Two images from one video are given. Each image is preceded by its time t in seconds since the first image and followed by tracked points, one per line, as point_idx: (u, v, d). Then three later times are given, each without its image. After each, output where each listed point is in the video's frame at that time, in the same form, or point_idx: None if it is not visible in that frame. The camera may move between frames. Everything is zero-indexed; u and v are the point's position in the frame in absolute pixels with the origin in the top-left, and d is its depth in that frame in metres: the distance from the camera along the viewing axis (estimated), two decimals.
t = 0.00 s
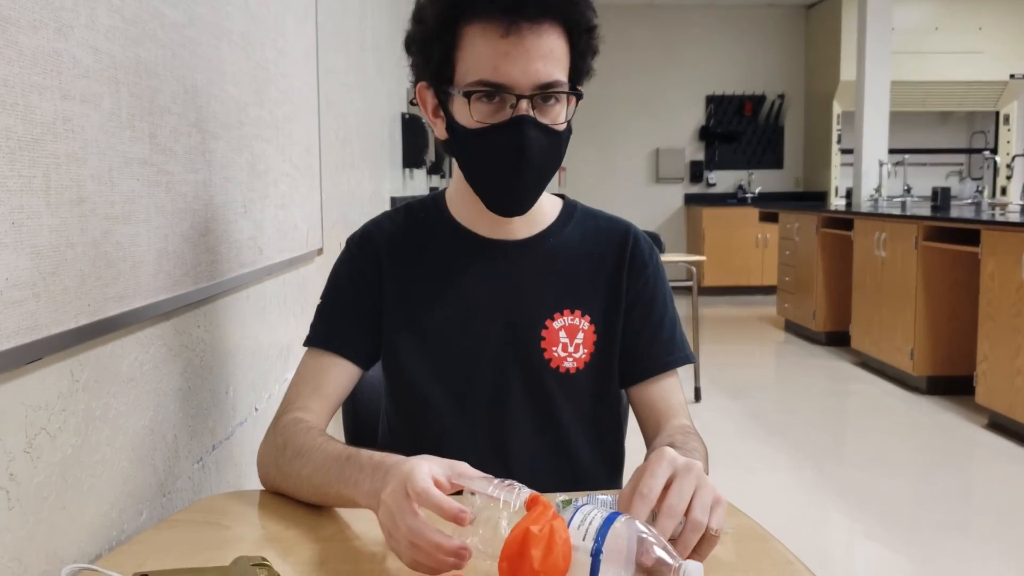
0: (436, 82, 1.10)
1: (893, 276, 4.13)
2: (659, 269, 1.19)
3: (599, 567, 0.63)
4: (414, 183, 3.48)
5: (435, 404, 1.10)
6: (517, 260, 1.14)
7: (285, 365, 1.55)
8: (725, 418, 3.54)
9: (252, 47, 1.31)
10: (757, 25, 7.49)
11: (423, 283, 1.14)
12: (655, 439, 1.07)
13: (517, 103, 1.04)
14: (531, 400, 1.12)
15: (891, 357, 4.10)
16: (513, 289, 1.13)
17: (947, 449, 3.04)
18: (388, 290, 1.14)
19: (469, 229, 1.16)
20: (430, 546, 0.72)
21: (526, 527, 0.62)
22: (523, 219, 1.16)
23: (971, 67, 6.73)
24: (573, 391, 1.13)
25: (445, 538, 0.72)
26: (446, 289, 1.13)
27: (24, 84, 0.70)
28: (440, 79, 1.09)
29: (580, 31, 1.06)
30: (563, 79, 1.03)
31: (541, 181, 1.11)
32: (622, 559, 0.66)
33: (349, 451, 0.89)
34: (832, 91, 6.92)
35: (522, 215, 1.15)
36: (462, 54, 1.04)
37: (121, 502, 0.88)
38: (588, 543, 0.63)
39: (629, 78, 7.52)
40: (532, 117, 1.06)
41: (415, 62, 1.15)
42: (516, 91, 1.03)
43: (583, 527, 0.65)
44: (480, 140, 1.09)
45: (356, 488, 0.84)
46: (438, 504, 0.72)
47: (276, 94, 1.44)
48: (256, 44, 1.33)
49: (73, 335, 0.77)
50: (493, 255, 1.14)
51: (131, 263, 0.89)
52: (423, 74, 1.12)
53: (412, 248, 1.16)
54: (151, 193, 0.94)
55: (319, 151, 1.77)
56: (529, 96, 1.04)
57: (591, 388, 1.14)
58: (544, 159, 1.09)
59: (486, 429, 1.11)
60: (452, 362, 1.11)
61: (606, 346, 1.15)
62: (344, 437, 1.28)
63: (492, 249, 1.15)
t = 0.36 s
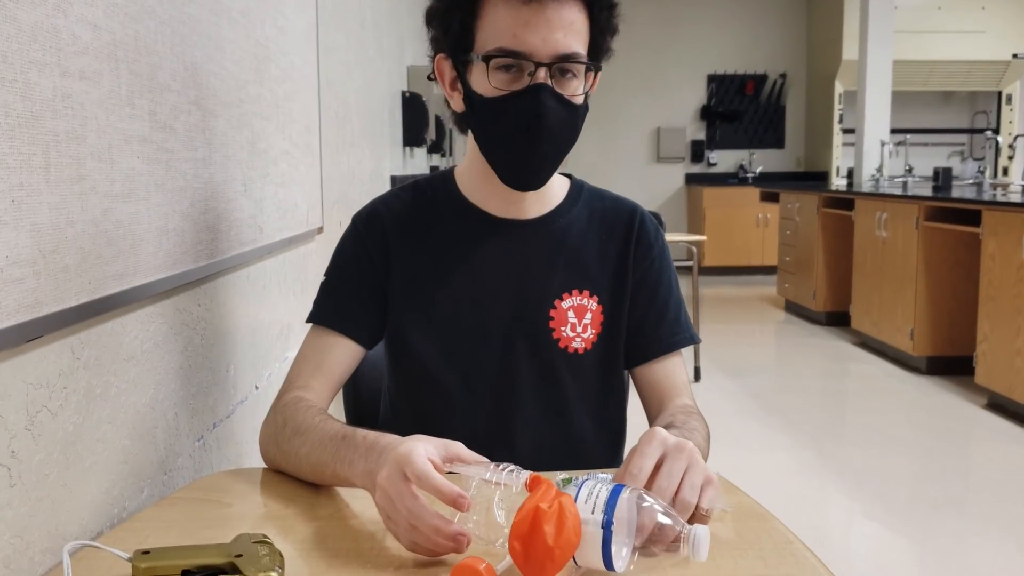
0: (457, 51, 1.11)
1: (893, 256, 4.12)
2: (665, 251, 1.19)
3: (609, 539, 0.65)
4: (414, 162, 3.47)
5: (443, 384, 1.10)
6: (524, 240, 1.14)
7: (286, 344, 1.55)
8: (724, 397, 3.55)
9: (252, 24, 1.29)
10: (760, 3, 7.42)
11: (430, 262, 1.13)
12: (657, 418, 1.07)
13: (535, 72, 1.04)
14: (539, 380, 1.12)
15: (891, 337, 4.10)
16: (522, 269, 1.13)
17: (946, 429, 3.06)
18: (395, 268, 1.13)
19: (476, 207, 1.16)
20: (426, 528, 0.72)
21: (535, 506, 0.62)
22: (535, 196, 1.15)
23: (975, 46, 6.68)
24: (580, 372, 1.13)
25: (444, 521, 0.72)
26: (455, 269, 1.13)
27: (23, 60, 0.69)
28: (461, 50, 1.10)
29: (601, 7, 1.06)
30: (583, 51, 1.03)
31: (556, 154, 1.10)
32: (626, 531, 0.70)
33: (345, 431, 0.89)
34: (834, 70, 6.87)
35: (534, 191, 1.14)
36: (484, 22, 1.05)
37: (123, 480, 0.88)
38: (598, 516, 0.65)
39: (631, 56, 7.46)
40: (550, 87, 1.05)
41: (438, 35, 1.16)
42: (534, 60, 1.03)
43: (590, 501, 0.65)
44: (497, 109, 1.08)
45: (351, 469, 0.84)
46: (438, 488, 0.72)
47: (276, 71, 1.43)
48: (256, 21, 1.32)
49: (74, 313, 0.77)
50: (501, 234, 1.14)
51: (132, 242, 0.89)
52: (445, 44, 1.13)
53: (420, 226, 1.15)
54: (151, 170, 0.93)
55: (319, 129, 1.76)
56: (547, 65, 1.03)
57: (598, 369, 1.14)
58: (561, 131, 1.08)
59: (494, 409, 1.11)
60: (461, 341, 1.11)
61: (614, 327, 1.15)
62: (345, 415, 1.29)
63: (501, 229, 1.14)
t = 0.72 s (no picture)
0: (445, 54, 1.09)
1: (893, 253, 4.12)
2: (666, 246, 1.19)
3: (605, 540, 0.65)
4: (413, 158, 3.47)
5: (447, 379, 1.10)
6: (527, 235, 1.13)
7: (285, 339, 1.55)
8: (724, 393, 3.55)
9: (252, 20, 1.29)
10: None
11: (433, 257, 1.13)
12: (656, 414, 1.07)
13: (522, 79, 1.02)
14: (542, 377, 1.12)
15: (891, 333, 4.10)
16: (525, 264, 1.13)
17: (945, 426, 3.06)
18: (398, 265, 1.13)
19: (476, 204, 1.15)
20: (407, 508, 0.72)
21: (533, 503, 0.62)
22: (534, 193, 1.15)
23: (976, 42, 6.67)
24: (584, 368, 1.13)
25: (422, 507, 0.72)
26: (458, 265, 1.13)
27: (23, 56, 0.69)
28: (452, 53, 1.08)
29: (591, 7, 1.04)
30: (569, 55, 1.01)
31: (549, 157, 1.11)
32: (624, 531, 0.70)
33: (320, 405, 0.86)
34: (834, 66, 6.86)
35: (533, 190, 1.14)
36: (470, 27, 1.03)
37: (122, 476, 0.88)
38: (595, 518, 0.64)
39: (630, 51, 7.45)
40: (537, 93, 1.04)
41: (429, 36, 1.14)
42: (521, 66, 1.01)
43: (589, 501, 0.65)
44: (485, 114, 1.07)
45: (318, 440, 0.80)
46: (418, 473, 0.69)
47: (276, 67, 1.43)
48: (256, 16, 1.32)
49: (74, 309, 0.77)
50: (504, 229, 1.14)
51: (131, 238, 0.88)
52: (435, 47, 1.11)
53: (422, 223, 1.15)
54: (151, 166, 0.93)
55: (318, 125, 1.76)
56: (534, 71, 1.02)
57: (601, 364, 1.14)
58: (549, 136, 1.08)
59: (497, 405, 1.11)
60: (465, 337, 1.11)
61: (616, 322, 1.15)
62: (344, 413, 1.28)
63: (502, 224, 1.14)
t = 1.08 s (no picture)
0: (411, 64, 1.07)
1: (893, 250, 4.12)
2: (664, 241, 1.18)
3: (604, 536, 0.65)
4: (413, 155, 3.46)
5: (443, 378, 1.11)
6: (522, 233, 1.13)
7: (286, 336, 1.56)
8: (723, 390, 3.55)
9: (251, 16, 1.29)
10: None
11: (429, 256, 1.14)
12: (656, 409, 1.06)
13: (477, 84, 1.00)
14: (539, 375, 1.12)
15: (891, 331, 4.11)
16: (520, 263, 1.13)
17: (944, 423, 3.06)
18: (394, 264, 1.14)
19: (471, 203, 1.15)
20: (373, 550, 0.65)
21: (531, 499, 0.62)
22: (522, 192, 1.14)
23: (977, 39, 6.66)
24: (581, 365, 1.13)
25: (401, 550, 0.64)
26: (454, 264, 1.13)
27: (23, 53, 0.69)
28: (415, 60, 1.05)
29: None
30: (523, 53, 0.98)
31: (517, 158, 1.09)
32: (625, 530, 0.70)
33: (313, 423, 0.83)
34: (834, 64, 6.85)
35: (521, 186, 1.13)
36: (425, 37, 1.00)
37: (122, 473, 0.88)
38: (593, 514, 0.65)
39: (630, 49, 7.44)
40: (495, 95, 1.01)
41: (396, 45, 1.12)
42: (474, 72, 0.98)
43: (587, 497, 0.65)
44: (450, 122, 1.05)
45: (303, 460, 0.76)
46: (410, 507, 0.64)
47: (276, 64, 1.43)
48: (256, 12, 1.31)
49: (74, 305, 0.77)
50: (499, 227, 1.13)
51: (131, 234, 0.88)
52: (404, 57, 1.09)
53: (418, 221, 1.15)
54: (151, 163, 0.93)
55: (319, 122, 1.76)
56: (488, 75, 0.99)
57: (597, 361, 1.14)
58: (515, 136, 1.05)
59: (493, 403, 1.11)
60: (461, 336, 1.12)
61: (613, 319, 1.15)
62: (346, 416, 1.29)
63: (498, 223, 1.14)
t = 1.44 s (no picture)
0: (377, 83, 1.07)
1: (892, 250, 4.12)
2: (652, 237, 1.17)
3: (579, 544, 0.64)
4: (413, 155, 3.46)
5: (431, 384, 1.11)
6: (508, 235, 1.13)
7: (286, 335, 1.56)
8: (723, 390, 3.55)
9: (251, 16, 1.29)
10: None
11: (414, 261, 1.13)
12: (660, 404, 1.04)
13: (443, 95, 0.99)
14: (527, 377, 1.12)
15: (890, 331, 4.11)
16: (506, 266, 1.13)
17: (944, 424, 3.06)
18: (379, 270, 1.14)
19: (452, 208, 1.15)
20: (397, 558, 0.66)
21: (514, 496, 0.64)
22: (503, 195, 1.14)
23: (977, 40, 6.66)
24: (570, 365, 1.13)
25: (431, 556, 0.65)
26: (439, 268, 1.13)
27: (23, 52, 0.69)
28: (381, 80, 1.06)
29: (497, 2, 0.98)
30: (484, 59, 0.97)
31: (492, 162, 1.08)
32: (623, 541, 0.67)
33: (311, 425, 0.83)
34: (834, 64, 6.85)
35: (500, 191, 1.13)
36: (386, 55, 1.00)
37: (122, 473, 0.88)
38: (571, 518, 0.63)
39: (630, 49, 7.44)
40: (462, 105, 1.01)
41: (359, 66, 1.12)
42: (437, 84, 0.98)
43: (571, 501, 0.64)
44: (422, 136, 1.05)
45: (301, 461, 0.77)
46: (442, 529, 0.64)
47: (276, 64, 1.43)
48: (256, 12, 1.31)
49: (73, 306, 0.77)
50: (485, 231, 1.13)
51: (130, 234, 0.88)
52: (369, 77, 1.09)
53: (404, 227, 1.15)
54: (151, 163, 0.93)
55: (318, 122, 1.76)
56: (452, 85, 0.98)
57: (587, 361, 1.14)
58: (487, 142, 1.05)
59: (483, 406, 1.11)
60: (448, 340, 1.12)
61: (602, 319, 1.15)
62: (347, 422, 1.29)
63: (482, 226, 1.13)
